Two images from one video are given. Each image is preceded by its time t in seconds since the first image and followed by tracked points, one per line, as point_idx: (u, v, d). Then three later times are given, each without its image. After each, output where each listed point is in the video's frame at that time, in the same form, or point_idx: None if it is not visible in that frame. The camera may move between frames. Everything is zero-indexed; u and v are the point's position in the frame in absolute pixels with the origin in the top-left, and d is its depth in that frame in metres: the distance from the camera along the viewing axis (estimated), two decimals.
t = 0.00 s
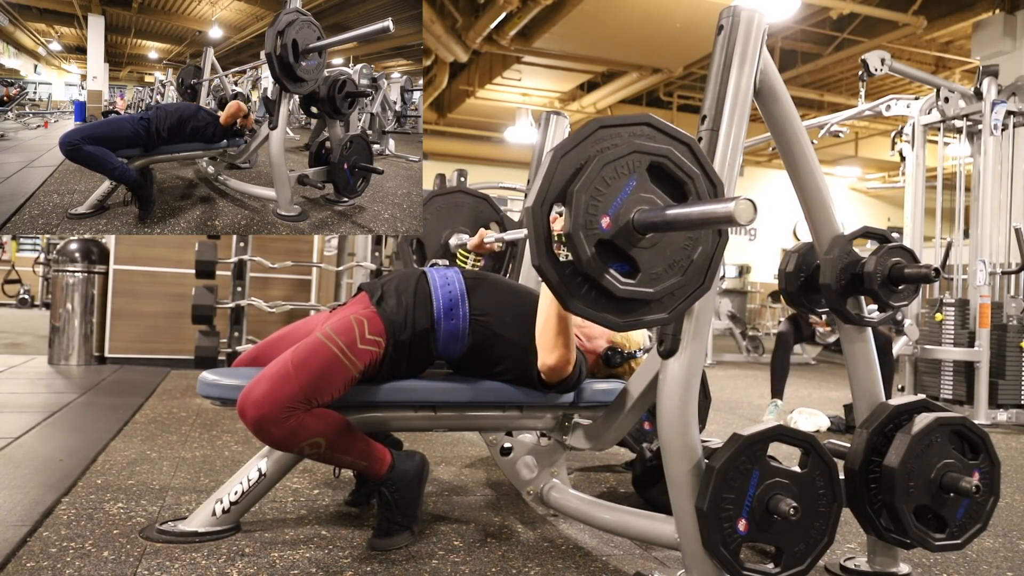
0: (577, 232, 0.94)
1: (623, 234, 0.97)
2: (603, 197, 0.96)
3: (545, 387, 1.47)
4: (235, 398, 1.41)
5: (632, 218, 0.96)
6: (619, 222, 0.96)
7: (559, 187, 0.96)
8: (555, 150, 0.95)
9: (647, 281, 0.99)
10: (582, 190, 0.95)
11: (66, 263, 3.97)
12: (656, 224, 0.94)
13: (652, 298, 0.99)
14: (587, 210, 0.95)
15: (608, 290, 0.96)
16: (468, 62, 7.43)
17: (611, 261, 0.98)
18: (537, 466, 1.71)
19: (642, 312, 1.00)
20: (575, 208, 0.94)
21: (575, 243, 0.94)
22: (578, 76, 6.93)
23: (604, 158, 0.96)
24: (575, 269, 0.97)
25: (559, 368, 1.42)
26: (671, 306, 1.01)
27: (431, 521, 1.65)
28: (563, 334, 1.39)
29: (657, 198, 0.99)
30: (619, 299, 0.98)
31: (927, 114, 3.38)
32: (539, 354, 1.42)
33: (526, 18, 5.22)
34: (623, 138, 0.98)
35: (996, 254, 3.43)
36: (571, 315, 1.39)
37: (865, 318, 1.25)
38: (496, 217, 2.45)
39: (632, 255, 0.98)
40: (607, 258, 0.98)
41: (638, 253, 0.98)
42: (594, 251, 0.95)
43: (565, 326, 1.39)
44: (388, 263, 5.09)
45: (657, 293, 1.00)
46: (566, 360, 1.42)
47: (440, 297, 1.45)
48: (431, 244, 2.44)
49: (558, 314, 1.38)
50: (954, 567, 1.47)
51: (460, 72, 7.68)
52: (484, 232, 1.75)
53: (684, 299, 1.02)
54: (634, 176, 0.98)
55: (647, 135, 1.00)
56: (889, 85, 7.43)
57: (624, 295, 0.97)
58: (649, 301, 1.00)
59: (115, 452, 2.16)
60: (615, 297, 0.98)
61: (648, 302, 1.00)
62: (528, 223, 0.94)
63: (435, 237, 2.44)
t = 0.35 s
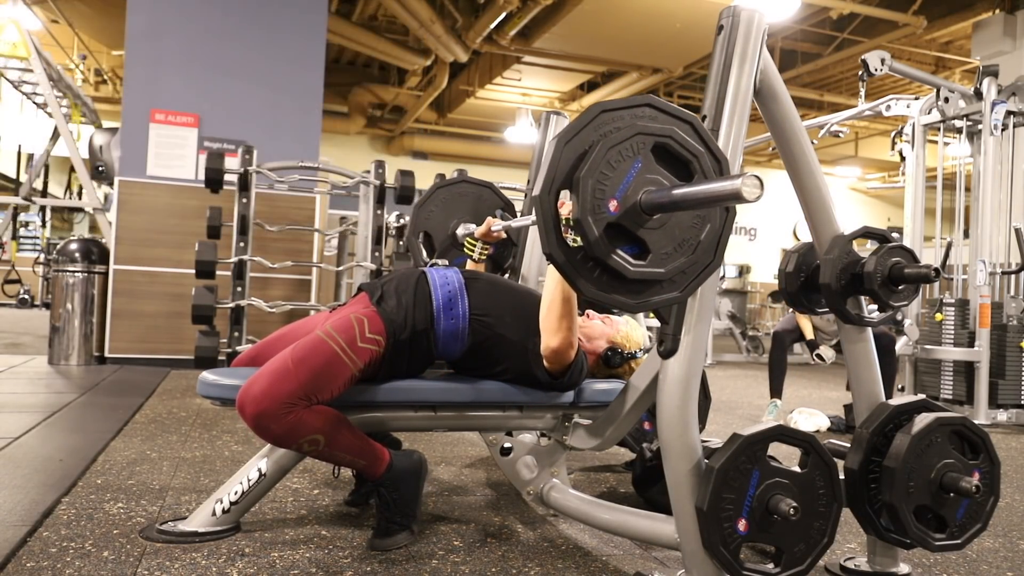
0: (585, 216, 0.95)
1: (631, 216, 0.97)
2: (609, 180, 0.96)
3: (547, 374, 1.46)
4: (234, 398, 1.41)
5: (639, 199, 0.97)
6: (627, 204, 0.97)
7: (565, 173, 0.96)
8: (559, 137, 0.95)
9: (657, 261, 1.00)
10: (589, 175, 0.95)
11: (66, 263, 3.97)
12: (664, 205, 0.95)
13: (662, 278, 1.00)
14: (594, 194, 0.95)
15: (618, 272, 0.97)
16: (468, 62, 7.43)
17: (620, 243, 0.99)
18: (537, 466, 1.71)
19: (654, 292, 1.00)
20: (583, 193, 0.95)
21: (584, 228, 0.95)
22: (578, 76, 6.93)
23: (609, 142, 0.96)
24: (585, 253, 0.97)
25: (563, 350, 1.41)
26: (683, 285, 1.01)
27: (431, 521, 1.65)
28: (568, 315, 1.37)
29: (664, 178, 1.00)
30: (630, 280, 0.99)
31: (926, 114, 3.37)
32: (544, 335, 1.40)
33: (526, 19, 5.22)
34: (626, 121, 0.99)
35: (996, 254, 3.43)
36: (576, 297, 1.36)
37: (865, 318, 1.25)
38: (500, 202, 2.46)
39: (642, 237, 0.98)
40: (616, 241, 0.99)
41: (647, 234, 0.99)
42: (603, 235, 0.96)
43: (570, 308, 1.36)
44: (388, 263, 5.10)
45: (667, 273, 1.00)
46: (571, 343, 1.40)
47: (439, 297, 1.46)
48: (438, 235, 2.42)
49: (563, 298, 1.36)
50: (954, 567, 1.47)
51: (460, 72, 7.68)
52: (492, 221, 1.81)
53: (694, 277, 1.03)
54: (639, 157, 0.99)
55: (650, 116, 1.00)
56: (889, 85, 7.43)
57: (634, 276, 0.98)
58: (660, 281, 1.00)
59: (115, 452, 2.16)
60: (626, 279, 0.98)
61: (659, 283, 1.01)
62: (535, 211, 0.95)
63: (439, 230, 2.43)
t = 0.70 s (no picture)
0: (596, 182, 0.96)
1: (642, 182, 0.98)
2: (621, 146, 0.98)
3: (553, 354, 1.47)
4: (234, 399, 1.41)
5: (649, 166, 0.98)
6: (637, 171, 0.98)
7: (578, 140, 0.98)
8: (572, 104, 0.97)
9: (666, 229, 1.01)
10: (600, 141, 0.97)
11: (66, 263, 3.97)
12: (674, 171, 0.96)
13: (671, 247, 1.01)
14: (606, 160, 0.97)
15: (628, 240, 0.98)
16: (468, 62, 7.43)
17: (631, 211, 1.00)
18: (537, 466, 1.71)
19: (663, 261, 1.02)
20: (594, 159, 0.96)
21: (595, 192, 0.96)
22: (578, 76, 6.92)
23: (621, 110, 0.98)
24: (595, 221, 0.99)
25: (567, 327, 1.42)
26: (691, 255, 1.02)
27: (431, 521, 1.65)
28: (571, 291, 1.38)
29: (674, 147, 1.01)
30: (640, 249, 1.00)
31: (926, 114, 3.36)
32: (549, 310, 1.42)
33: (526, 18, 5.22)
34: (637, 90, 1.00)
35: (996, 254, 3.43)
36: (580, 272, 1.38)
37: (865, 318, 1.25)
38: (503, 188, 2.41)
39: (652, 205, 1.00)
40: (626, 209, 1.00)
41: (657, 203, 1.00)
42: (614, 201, 0.97)
43: (573, 282, 1.38)
44: (388, 263, 5.10)
45: (677, 242, 1.01)
46: (575, 319, 1.41)
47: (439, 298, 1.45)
48: (445, 222, 2.37)
49: (567, 273, 1.38)
50: (954, 567, 1.47)
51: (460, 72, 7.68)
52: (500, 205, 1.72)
53: (704, 247, 1.04)
54: (650, 126, 1.00)
55: (661, 86, 1.02)
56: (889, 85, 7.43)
57: (644, 243, 0.99)
58: (669, 250, 1.01)
59: (115, 452, 2.16)
60: (636, 247, 1.00)
61: (668, 251, 1.02)
62: (547, 176, 0.96)
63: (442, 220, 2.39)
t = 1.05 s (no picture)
0: (612, 147, 0.97)
1: (657, 149, 0.99)
2: (636, 113, 0.99)
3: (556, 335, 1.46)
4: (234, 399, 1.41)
5: (664, 134, 0.99)
6: (652, 138, 0.99)
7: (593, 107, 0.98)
8: (587, 71, 0.97)
9: (681, 197, 1.02)
10: (616, 107, 0.97)
11: (66, 263, 3.97)
12: (690, 137, 0.97)
13: (686, 214, 1.02)
14: (622, 127, 0.98)
15: (644, 207, 0.99)
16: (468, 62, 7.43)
17: (647, 178, 1.01)
18: (537, 466, 1.71)
19: (677, 229, 1.03)
20: (610, 125, 0.97)
21: (611, 158, 0.97)
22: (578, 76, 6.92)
23: (637, 76, 0.98)
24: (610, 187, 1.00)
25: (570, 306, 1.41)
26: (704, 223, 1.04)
27: (431, 521, 1.65)
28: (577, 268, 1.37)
29: (689, 114, 1.02)
30: (655, 216, 1.01)
31: (926, 114, 3.33)
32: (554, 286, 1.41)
33: (526, 19, 5.22)
34: (653, 57, 1.01)
35: (996, 254, 3.43)
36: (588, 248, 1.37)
37: (865, 318, 1.25)
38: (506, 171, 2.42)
39: (666, 172, 1.01)
40: (641, 176, 1.01)
41: (672, 169, 1.01)
42: (630, 167, 0.98)
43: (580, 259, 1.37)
44: (388, 263, 5.10)
45: (691, 210, 1.02)
46: (580, 296, 1.40)
47: (438, 297, 1.45)
48: (450, 207, 2.35)
49: (574, 249, 1.36)
50: (954, 567, 1.47)
51: (460, 72, 7.68)
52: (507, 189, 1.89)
53: (718, 216, 1.05)
54: (665, 93, 1.01)
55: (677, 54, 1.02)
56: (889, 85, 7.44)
57: (658, 210, 1.00)
58: (684, 217, 1.03)
59: (115, 452, 2.16)
60: (650, 213, 1.01)
61: (682, 219, 1.03)
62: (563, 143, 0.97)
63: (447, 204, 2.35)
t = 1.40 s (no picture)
0: (630, 135, 0.99)
1: (674, 137, 1.01)
2: (654, 101, 1.01)
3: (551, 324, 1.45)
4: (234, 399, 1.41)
5: (681, 121, 1.01)
6: (670, 125, 1.01)
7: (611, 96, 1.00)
8: (605, 60, 0.99)
9: (697, 184, 1.04)
10: (635, 95, 0.99)
11: (66, 263, 3.96)
12: (707, 124, 0.98)
13: (703, 201, 1.04)
14: (640, 115, 1.00)
15: (661, 195, 1.01)
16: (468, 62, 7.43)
17: (664, 165, 1.03)
18: (537, 466, 1.71)
19: (694, 216, 1.05)
20: (629, 114, 0.99)
21: (629, 146, 0.99)
22: (578, 76, 6.92)
23: (655, 64, 1.00)
24: (629, 174, 1.01)
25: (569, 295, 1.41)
26: (720, 210, 1.06)
27: (431, 521, 1.65)
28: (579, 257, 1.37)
29: (705, 102, 1.03)
30: (672, 203, 1.03)
31: (926, 114, 3.33)
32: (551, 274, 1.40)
33: (526, 19, 5.22)
34: (671, 46, 1.02)
35: (996, 254, 3.43)
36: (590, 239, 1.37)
37: (865, 318, 1.25)
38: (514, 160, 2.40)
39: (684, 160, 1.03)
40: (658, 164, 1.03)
41: (689, 157, 1.03)
42: (649, 154, 1.00)
43: (580, 248, 1.37)
44: (388, 263, 5.10)
45: (707, 197, 1.04)
46: (580, 283, 1.40)
47: (438, 296, 1.45)
48: (458, 195, 2.36)
49: (579, 236, 1.36)
50: (953, 567, 1.47)
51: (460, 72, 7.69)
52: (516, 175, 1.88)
53: (733, 204, 1.07)
54: (682, 81, 1.02)
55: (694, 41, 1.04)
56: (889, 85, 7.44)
57: (676, 197, 1.02)
58: (701, 204, 1.05)
59: (115, 452, 2.16)
60: (667, 200, 1.03)
61: (698, 206, 1.05)
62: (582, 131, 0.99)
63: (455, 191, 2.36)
